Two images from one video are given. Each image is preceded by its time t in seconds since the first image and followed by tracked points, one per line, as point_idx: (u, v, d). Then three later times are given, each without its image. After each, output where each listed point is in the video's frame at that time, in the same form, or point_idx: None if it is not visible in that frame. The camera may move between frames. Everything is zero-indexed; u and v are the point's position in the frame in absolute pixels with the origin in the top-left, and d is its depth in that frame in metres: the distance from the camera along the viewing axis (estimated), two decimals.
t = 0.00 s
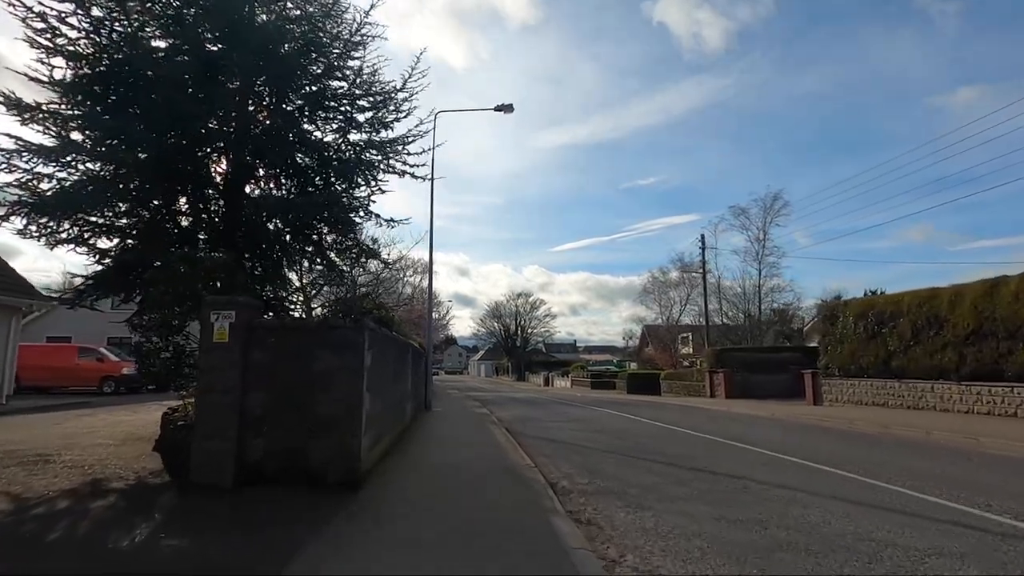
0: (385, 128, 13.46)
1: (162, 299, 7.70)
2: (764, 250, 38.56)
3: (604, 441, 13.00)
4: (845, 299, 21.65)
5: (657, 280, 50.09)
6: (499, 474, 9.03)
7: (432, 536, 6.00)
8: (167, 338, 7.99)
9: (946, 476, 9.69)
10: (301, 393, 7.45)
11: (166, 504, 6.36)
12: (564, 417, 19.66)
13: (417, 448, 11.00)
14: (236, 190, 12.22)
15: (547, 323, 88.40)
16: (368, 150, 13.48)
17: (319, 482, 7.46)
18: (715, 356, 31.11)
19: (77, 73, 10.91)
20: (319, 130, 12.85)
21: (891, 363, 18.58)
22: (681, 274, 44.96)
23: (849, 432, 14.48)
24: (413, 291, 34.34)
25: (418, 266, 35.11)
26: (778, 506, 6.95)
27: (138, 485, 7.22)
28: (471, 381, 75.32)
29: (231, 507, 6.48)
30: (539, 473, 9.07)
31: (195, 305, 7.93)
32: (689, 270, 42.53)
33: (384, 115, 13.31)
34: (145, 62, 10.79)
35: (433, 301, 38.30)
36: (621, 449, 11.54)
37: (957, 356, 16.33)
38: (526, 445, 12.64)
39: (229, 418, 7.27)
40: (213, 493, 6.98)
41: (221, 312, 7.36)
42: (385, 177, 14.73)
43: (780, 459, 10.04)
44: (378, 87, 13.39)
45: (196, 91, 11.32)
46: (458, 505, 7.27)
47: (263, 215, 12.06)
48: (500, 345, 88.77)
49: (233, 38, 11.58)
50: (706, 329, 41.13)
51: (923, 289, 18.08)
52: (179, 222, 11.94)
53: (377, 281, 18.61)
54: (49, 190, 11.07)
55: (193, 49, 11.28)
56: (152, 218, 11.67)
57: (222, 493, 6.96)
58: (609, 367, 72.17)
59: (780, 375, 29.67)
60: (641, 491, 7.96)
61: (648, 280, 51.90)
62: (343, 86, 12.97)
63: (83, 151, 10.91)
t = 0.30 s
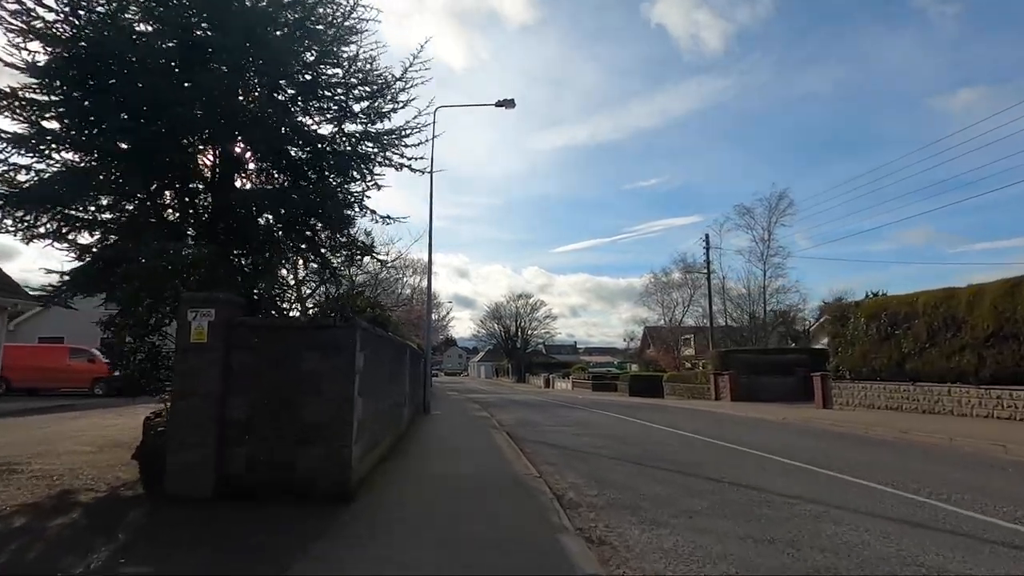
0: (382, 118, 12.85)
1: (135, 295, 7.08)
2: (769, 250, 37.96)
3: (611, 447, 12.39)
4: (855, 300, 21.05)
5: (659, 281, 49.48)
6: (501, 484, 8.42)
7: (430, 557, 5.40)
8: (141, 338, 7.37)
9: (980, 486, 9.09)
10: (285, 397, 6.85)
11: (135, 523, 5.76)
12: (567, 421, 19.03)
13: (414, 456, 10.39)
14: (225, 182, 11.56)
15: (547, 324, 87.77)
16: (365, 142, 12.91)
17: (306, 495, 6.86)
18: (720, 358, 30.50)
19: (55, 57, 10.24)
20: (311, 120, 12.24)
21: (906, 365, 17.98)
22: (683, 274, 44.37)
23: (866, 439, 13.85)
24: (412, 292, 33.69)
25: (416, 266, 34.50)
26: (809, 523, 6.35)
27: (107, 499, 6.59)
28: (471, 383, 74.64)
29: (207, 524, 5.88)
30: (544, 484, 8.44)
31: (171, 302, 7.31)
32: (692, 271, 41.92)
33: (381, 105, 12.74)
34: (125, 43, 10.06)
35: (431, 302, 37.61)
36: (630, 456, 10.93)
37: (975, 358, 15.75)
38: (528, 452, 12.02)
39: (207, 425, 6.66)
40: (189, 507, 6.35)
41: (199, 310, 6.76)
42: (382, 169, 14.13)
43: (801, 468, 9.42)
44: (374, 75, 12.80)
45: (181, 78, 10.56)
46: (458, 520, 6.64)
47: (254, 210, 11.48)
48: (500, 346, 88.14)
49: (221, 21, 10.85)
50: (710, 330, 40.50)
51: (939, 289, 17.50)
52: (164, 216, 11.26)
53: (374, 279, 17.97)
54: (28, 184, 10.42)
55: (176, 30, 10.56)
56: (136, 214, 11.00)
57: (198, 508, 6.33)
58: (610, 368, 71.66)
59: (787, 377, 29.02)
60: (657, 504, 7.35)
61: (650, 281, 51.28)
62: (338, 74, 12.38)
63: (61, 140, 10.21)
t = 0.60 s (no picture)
0: (377, 111, 12.25)
1: (100, 293, 6.47)
2: (772, 251, 37.37)
3: (618, 456, 11.75)
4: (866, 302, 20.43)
5: (661, 283, 48.87)
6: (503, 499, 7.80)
7: None
8: (108, 339, 6.75)
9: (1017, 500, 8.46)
10: (265, 406, 6.22)
11: (93, 549, 5.14)
12: (571, 427, 18.37)
13: (410, 467, 9.76)
14: (211, 178, 10.87)
15: (547, 327, 87.08)
16: (359, 136, 12.32)
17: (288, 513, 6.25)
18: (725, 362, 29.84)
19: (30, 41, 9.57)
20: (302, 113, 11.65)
21: (921, 368, 17.37)
22: (686, 276, 43.76)
23: (885, 446, 13.22)
24: (411, 295, 33.04)
25: (414, 268, 33.87)
26: (845, 547, 5.73)
27: (66, 520, 5.94)
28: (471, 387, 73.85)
29: (174, 550, 5.27)
30: (549, 499, 7.77)
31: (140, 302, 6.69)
32: (694, 273, 41.30)
33: (376, 97, 12.15)
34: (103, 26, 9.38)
35: (430, 305, 36.93)
36: (639, 467, 10.30)
37: (995, 362, 15.14)
38: (531, 461, 11.38)
39: (178, 438, 6.03)
40: (156, 529, 5.72)
41: (171, 310, 6.14)
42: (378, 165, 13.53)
43: (824, 480, 8.79)
44: (369, 66, 12.22)
45: (163, 64, 9.91)
46: (456, 543, 5.99)
47: (241, 206, 10.85)
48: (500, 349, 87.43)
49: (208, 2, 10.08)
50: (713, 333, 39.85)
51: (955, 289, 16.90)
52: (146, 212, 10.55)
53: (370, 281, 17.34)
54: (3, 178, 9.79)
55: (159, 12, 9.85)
56: (116, 210, 10.31)
57: (166, 530, 5.69)
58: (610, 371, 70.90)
59: (793, 381, 28.37)
60: (674, 523, 6.73)
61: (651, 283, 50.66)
62: (331, 64, 11.80)
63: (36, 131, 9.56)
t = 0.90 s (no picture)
0: (379, 100, 11.68)
1: (73, 286, 5.90)
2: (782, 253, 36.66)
3: (631, 465, 11.12)
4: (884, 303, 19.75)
5: (667, 286, 48.18)
6: (512, 511, 7.20)
7: None
8: (81, 338, 6.22)
9: None
10: (252, 410, 5.63)
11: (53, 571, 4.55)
12: (579, 433, 17.74)
13: (412, 475, 9.16)
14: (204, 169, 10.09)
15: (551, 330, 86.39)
16: (359, 126, 11.76)
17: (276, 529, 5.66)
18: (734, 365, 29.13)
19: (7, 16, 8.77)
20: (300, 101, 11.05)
21: (943, 373, 16.67)
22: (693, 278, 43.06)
23: (911, 455, 12.55)
24: (414, 296, 32.47)
25: (418, 269, 33.29)
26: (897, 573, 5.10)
27: (29, 536, 5.36)
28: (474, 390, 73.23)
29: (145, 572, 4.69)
30: (563, 514, 7.12)
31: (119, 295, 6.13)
32: (702, 275, 40.60)
33: (378, 84, 11.57)
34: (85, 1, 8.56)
35: (433, 307, 36.33)
36: (656, 477, 9.66)
37: None
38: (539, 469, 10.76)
39: (155, 445, 5.43)
40: (128, 548, 5.12)
41: (149, 305, 5.55)
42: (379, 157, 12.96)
43: (857, 493, 8.14)
44: (371, 52, 11.66)
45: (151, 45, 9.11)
46: (462, 561, 5.37)
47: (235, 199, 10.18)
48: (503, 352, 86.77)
49: None
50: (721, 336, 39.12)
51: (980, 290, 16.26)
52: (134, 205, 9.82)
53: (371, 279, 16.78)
54: None
55: None
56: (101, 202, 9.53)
57: (138, 549, 5.08)
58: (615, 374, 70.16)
59: (805, 385, 27.63)
60: (701, 543, 6.10)
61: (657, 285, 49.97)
62: (330, 50, 11.23)
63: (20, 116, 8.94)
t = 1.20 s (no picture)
0: (378, 90, 11.12)
1: (35, 285, 5.37)
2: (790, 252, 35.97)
3: (644, 473, 10.51)
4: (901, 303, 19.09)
5: (672, 285, 47.50)
6: (521, 526, 6.66)
7: None
8: (44, 342, 5.66)
9: None
10: (232, 422, 5.07)
11: None
12: (585, 437, 17.15)
13: (411, 486, 8.62)
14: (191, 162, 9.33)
15: (554, 330, 85.73)
16: (357, 117, 11.19)
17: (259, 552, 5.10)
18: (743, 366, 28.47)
19: None
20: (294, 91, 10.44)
21: (965, 375, 16.03)
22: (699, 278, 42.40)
23: (937, 462, 11.93)
24: (415, 296, 31.87)
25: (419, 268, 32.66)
26: None
27: None
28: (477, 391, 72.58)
29: None
30: (575, 532, 6.53)
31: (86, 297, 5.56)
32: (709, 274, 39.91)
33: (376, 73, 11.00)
34: None
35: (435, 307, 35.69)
36: (671, 487, 9.06)
37: None
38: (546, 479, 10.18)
39: (123, 461, 4.87)
40: None
41: (118, 305, 4.98)
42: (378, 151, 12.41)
43: (892, 507, 7.54)
44: (368, 40, 11.09)
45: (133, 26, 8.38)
46: None
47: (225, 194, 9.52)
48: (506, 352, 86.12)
49: None
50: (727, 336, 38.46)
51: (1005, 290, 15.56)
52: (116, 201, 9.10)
53: (371, 278, 16.26)
54: None
55: None
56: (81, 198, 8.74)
57: None
58: (619, 375, 69.49)
59: (816, 387, 26.98)
60: (730, 568, 5.51)
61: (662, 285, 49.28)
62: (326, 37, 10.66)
63: None
